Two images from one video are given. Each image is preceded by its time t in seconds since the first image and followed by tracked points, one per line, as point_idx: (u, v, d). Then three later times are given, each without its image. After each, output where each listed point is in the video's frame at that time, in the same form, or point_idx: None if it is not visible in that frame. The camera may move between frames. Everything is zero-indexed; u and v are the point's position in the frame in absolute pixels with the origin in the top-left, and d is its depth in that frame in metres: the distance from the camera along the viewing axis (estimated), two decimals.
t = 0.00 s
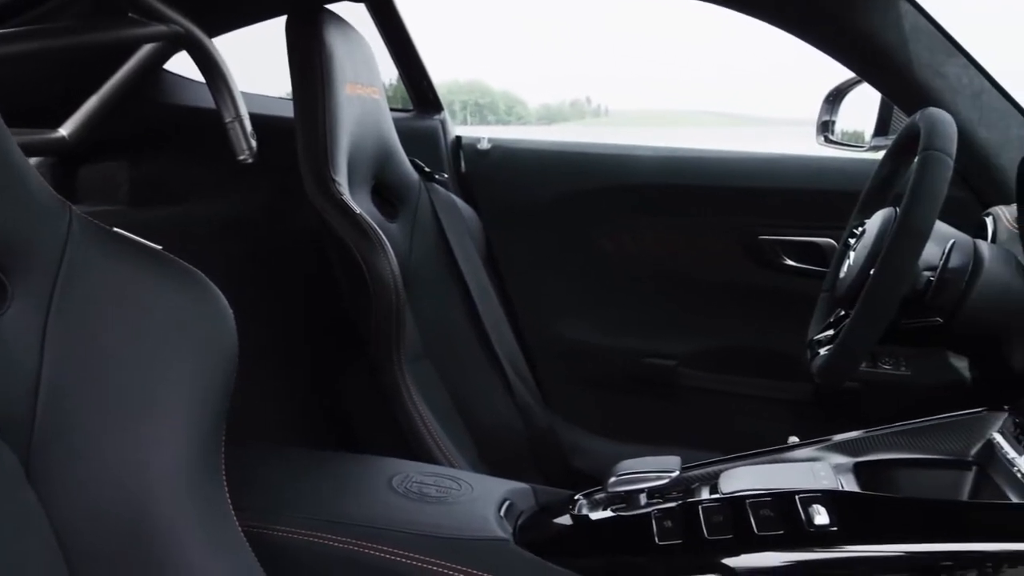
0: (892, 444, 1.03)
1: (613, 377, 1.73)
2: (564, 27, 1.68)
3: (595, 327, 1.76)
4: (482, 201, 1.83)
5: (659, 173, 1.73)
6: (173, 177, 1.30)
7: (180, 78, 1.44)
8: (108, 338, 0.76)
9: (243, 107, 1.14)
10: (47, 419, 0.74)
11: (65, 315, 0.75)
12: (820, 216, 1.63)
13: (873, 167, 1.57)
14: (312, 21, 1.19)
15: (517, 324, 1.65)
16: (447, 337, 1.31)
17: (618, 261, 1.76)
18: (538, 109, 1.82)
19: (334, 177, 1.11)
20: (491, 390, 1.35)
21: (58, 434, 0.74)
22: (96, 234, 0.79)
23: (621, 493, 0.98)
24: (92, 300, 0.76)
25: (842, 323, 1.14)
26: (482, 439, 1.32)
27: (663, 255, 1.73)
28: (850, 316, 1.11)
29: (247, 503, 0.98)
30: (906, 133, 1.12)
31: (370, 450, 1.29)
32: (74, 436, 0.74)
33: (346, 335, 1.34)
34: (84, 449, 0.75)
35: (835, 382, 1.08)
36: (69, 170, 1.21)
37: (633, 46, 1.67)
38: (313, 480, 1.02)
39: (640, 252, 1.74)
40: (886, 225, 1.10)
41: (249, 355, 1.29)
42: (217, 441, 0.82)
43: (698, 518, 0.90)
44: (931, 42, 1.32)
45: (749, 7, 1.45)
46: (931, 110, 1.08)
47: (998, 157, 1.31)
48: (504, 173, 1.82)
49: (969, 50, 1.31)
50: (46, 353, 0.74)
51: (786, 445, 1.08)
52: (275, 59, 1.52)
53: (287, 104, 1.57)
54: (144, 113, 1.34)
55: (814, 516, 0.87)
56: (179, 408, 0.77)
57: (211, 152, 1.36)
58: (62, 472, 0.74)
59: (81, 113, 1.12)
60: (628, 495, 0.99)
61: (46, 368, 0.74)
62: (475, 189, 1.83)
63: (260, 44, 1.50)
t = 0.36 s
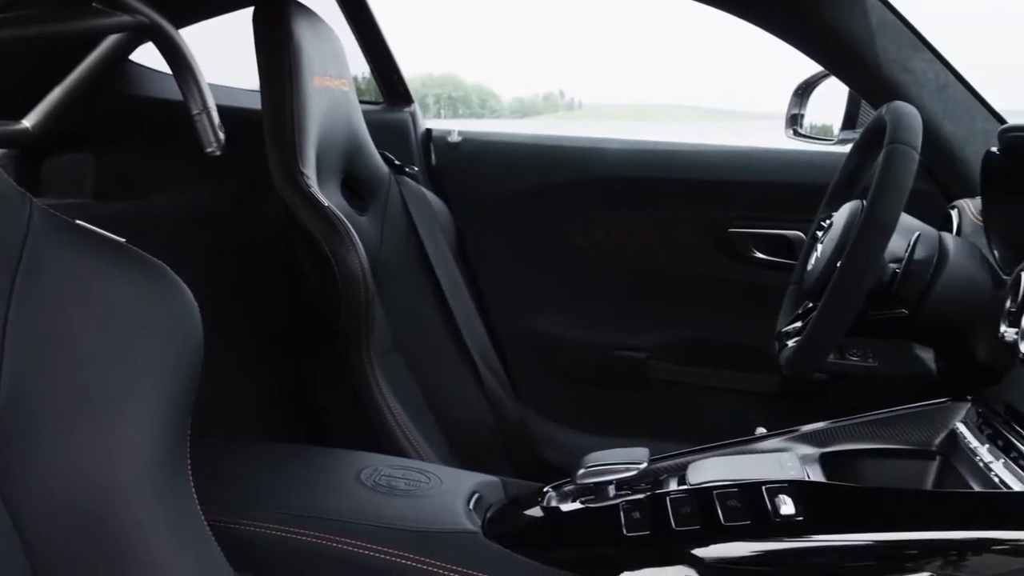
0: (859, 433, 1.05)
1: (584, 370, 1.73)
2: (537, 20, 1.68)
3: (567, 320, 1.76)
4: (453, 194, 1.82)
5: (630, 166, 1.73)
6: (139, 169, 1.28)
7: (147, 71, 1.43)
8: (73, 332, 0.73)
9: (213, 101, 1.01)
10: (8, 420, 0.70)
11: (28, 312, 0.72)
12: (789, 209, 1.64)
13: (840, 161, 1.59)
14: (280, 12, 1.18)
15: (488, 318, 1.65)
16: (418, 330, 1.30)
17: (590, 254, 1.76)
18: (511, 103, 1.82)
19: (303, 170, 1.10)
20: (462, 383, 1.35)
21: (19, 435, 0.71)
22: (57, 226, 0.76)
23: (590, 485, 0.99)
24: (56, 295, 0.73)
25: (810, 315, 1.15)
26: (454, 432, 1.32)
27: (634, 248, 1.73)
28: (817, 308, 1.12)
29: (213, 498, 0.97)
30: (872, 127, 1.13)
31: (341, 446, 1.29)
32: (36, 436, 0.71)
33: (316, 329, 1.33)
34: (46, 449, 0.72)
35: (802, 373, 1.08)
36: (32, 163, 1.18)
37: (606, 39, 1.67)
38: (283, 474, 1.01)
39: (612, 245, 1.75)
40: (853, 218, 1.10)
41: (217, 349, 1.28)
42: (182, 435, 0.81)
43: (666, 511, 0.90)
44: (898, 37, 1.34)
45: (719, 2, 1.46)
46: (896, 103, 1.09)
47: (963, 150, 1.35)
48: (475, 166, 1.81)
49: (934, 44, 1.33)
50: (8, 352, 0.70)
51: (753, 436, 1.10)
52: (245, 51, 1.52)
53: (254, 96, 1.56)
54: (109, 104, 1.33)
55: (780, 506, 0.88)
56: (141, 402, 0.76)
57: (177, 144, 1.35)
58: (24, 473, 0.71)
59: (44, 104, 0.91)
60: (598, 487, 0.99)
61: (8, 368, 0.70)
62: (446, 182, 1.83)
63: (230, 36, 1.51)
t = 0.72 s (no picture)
0: (826, 423, 1.07)
1: (556, 362, 1.74)
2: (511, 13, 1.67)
3: (539, 313, 1.76)
4: (425, 187, 1.82)
5: (602, 159, 1.73)
6: (106, 161, 1.27)
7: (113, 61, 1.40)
8: (38, 328, 0.72)
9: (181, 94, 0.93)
10: None
11: None
12: (760, 201, 1.66)
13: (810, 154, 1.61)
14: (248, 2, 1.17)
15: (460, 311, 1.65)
16: (389, 324, 1.30)
17: (563, 246, 1.76)
18: (486, 95, 1.82)
19: (272, 162, 1.09)
20: (434, 376, 1.35)
21: None
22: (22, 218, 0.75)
23: (560, 476, 0.99)
24: (20, 287, 0.72)
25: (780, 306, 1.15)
26: (426, 425, 1.32)
27: (608, 240, 1.74)
28: (786, 299, 1.13)
29: (181, 492, 0.96)
30: (841, 119, 1.13)
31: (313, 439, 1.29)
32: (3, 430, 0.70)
33: (287, 322, 1.32)
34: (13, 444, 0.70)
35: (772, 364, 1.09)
36: None
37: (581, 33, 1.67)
38: (252, 468, 1.01)
39: (585, 237, 1.75)
40: (822, 209, 1.11)
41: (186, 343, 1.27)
42: (147, 426, 0.79)
43: (636, 499, 0.91)
44: (869, 32, 1.35)
45: None
46: (865, 96, 1.10)
47: (930, 143, 1.38)
48: (448, 159, 1.81)
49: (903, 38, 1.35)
50: None
51: (725, 426, 1.12)
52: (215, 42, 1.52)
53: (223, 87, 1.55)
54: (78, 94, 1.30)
55: (748, 496, 0.88)
56: (109, 397, 0.74)
57: (145, 135, 1.33)
58: None
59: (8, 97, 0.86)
60: (568, 478, 1.00)
61: None
62: (418, 175, 1.82)
63: (197, 26, 1.49)
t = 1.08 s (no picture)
0: (797, 414, 1.08)
1: (529, 355, 1.74)
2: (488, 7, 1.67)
3: (512, 305, 1.76)
4: (398, 179, 1.81)
5: (576, 151, 1.73)
6: (74, 153, 1.25)
7: (80, 53, 1.39)
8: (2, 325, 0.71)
9: (152, 83, 0.89)
10: None
11: None
12: (733, 194, 1.66)
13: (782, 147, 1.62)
14: None
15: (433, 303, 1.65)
16: (362, 317, 1.30)
17: (537, 239, 1.76)
18: (462, 88, 1.80)
19: (242, 155, 1.09)
20: (408, 369, 1.35)
21: None
22: None
23: (532, 468, 0.99)
24: None
25: (751, 299, 1.16)
26: (400, 418, 1.32)
27: (582, 233, 1.74)
28: (757, 291, 1.13)
29: (152, 486, 0.96)
30: (812, 112, 1.14)
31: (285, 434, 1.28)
32: None
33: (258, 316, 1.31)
34: None
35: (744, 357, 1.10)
36: None
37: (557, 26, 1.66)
38: (222, 461, 1.00)
39: (559, 231, 1.75)
40: (793, 202, 1.12)
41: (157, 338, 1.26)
42: (116, 431, 0.78)
43: (607, 490, 0.91)
44: (839, 24, 1.36)
45: None
46: (835, 89, 1.11)
47: (899, 136, 1.38)
48: (422, 152, 1.80)
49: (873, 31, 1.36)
50: None
51: (696, 418, 1.13)
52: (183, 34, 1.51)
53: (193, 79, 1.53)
54: (44, 86, 1.28)
55: (718, 487, 0.88)
56: (77, 395, 0.73)
57: (114, 127, 1.32)
58: None
59: None
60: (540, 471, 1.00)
61: None
62: (391, 168, 1.81)
63: (162, 15, 1.48)
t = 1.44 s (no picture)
0: (767, 406, 1.09)
1: (503, 349, 1.74)
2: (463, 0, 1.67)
3: (485, 299, 1.76)
4: (371, 173, 1.80)
5: (549, 145, 1.73)
6: (41, 146, 1.23)
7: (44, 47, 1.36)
8: None
9: (118, 77, 0.96)
10: None
11: None
12: (705, 188, 1.67)
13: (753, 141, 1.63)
14: None
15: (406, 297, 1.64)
16: (334, 312, 1.29)
17: (511, 233, 1.76)
18: (437, 83, 1.80)
19: (211, 147, 1.08)
20: (381, 363, 1.34)
21: None
22: None
23: (503, 462, 1.00)
24: None
25: (722, 292, 1.17)
26: (373, 412, 1.32)
27: (556, 227, 1.74)
28: (728, 285, 1.14)
29: (120, 483, 0.95)
30: (781, 106, 1.15)
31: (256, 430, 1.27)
32: None
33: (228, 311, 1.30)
34: None
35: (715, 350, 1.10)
36: None
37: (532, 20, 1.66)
38: (191, 456, 0.99)
39: (532, 224, 1.75)
40: (763, 195, 1.12)
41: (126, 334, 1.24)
42: (80, 428, 0.77)
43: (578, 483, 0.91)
44: (807, 17, 1.38)
45: None
46: (805, 83, 1.11)
47: (869, 130, 1.40)
48: (395, 146, 1.79)
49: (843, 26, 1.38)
50: None
51: (666, 411, 1.13)
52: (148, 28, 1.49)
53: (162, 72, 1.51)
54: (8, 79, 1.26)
55: (688, 478, 0.88)
56: (40, 387, 0.72)
57: (81, 120, 1.30)
58: None
59: None
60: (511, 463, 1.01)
61: None
62: (363, 162, 1.80)
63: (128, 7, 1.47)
